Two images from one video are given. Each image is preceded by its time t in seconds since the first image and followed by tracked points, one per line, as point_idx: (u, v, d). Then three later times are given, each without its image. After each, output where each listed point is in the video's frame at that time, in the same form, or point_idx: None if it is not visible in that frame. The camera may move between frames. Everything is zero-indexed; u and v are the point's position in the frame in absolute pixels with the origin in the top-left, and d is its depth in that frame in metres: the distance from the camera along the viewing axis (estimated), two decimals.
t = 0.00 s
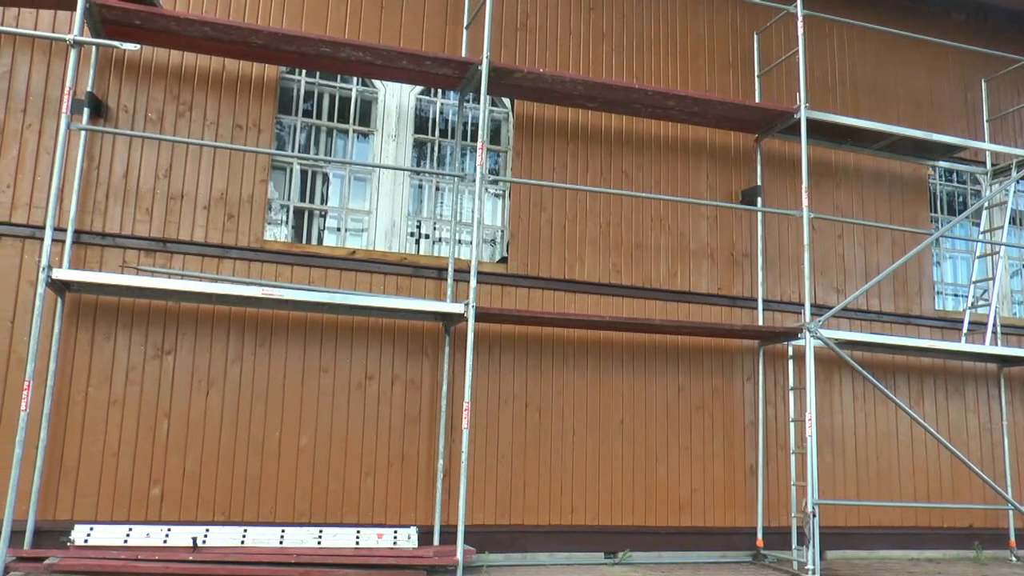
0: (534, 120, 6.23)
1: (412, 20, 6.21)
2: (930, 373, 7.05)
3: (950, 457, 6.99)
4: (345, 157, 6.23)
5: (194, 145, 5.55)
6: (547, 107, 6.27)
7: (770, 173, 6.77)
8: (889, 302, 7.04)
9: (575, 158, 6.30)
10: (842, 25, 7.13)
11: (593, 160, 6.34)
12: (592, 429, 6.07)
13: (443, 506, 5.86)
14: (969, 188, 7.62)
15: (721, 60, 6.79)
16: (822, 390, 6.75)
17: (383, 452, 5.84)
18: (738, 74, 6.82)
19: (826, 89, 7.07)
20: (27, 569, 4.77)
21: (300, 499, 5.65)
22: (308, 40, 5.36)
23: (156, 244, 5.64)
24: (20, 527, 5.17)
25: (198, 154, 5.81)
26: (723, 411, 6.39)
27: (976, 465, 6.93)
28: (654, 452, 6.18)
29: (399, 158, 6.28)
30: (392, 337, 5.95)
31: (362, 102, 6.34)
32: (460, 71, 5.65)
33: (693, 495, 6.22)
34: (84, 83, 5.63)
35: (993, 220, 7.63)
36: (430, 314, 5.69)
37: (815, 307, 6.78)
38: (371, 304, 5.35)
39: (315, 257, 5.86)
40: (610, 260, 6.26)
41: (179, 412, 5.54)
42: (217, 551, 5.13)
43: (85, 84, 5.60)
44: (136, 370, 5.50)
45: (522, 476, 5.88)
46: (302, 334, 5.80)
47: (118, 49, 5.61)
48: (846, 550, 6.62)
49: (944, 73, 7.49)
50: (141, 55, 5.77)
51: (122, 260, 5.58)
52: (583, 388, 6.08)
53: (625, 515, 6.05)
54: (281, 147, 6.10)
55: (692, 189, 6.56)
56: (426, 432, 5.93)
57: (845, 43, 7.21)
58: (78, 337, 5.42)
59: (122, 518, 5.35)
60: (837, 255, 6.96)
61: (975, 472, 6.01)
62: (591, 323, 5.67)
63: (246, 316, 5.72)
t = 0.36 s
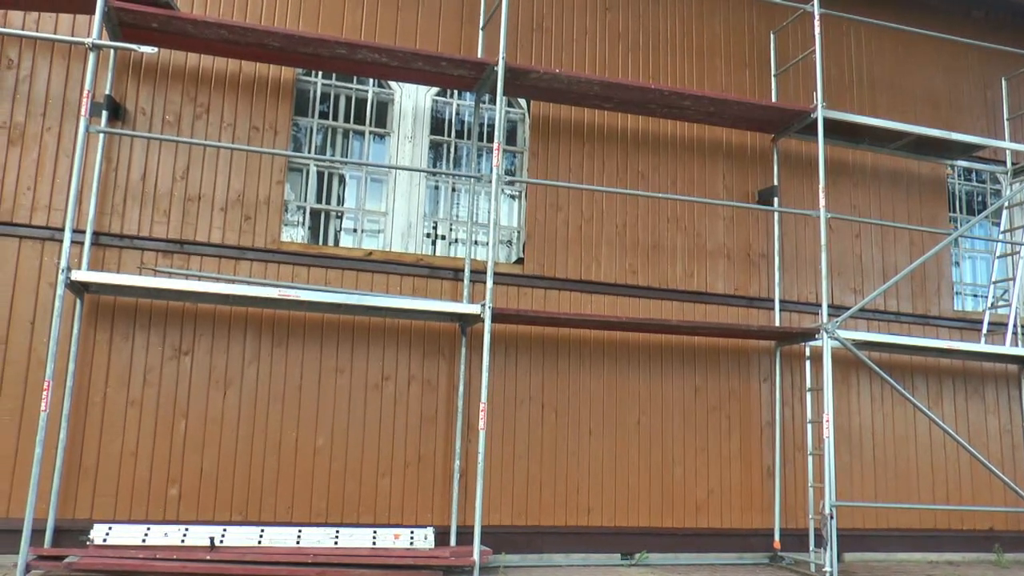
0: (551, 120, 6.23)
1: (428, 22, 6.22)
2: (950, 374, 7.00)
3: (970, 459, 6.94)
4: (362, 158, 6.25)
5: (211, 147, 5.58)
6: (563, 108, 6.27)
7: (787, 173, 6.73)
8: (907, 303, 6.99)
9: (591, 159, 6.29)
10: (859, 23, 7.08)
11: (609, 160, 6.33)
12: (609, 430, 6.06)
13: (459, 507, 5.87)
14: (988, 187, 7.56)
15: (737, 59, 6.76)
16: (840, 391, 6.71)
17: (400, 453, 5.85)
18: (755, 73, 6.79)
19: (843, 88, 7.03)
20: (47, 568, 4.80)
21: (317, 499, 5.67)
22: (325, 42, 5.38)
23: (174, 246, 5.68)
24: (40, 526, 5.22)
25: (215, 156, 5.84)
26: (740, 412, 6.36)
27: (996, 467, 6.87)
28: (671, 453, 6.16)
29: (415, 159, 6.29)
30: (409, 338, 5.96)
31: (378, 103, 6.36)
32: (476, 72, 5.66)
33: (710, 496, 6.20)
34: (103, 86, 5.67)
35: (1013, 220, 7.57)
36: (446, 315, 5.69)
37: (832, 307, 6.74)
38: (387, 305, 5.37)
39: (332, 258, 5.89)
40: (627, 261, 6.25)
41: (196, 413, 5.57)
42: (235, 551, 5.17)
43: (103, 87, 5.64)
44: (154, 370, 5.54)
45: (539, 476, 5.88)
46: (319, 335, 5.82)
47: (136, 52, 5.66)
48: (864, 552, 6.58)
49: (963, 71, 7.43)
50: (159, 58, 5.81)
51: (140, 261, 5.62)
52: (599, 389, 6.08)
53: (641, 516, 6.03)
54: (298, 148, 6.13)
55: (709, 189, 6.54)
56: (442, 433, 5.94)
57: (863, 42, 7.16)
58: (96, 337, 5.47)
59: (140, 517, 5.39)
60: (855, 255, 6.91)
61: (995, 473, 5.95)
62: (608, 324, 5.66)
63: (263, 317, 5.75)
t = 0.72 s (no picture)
0: (567, 121, 6.23)
1: (444, 23, 6.23)
2: (969, 375, 6.94)
3: (990, 461, 6.88)
4: (378, 160, 6.27)
5: (228, 149, 5.61)
6: (579, 108, 6.26)
7: (804, 172, 6.70)
8: (926, 303, 6.94)
9: (607, 159, 6.28)
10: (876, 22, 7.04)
11: (625, 161, 6.32)
12: (626, 431, 6.05)
13: (476, 507, 5.87)
14: (1008, 186, 7.49)
15: (754, 59, 6.73)
16: (858, 392, 6.67)
17: (416, 453, 5.86)
18: (772, 73, 6.76)
19: (861, 87, 6.99)
20: (68, 567, 4.83)
21: (334, 499, 5.70)
22: (341, 43, 5.39)
23: (191, 247, 5.72)
24: (60, 525, 5.27)
25: (233, 158, 5.88)
26: (757, 414, 6.34)
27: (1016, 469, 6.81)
28: (687, 454, 6.14)
29: (431, 160, 6.31)
30: (425, 339, 5.98)
31: (394, 104, 6.38)
32: (492, 73, 5.66)
33: (727, 497, 6.18)
34: (121, 89, 5.72)
35: None
36: (462, 316, 5.70)
37: (850, 307, 6.70)
38: (404, 306, 5.38)
39: (349, 259, 5.91)
40: (643, 262, 6.24)
41: (214, 413, 5.60)
42: (252, 551, 5.19)
43: (122, 90, 5.68)
44: (171, 371, 5.58)
45: (555, 477, 5.88)
46: (335, 336, 5.85)
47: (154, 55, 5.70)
48: (882, 554, 6.54)
49: (983, 69, 7.37)
50: (176, 60, 5.85)
51: (158, 262, 5.66)
52: (615, 389, 6.06)
53: (658, 517, 6.02)
54: (315, 150, 6.15)
55: (725, 189, 6.52)
56: (459, 433, 5.95)
57: (881, 41, 7.12)
58: (115, 339, 5.51)
59: (158, 517, 5.43)
60: (873, 255, 6.87)
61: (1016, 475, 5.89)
62: (624, 325, 5.65)
63: (280, 318, 5.78)
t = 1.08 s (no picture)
0: (584, 121, 6.22)
1: (460, 24, 6.25)
2: (990, 377, 6.88)
3: (1011, 463, 6.81)
4: (395, 161, 6.29)
5: (246, 151, 5.64)
6: (596, 108, 6.26)
7: (822, 172, 6.66)
8: (945, 304, 6.88)
9: (624, 160, 6.28)
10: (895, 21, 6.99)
11: (642, 161, 6.31)
12: (643, 432, 6.03)
13: (493, 508, 5.88)
14: None
15: (771, 58, 6.71)
16: (877, 393, 6.63)
17: (433, 454, 5.87)
18: (789, 72, 6.73)
19: (879, 86, 6.94)
20: (88, 566, 4.85)
21: (351, 499, 5.71)
22: (358, 45, 5.41)
23: (209, 249, 5.75)
24: (80, 524, 5.31)
25: (250, 160, 5.91)
26: (775, 415, 6.31)
27: None
28: (704, 455, 6.12)
29: (448, 162, 6.32)
30: (442, 340, 5.99)
31: (411, 106, 6.39)
32: (508, 75, 5.67)
33: (745, 499, 6.15)
34: (140, 92, 5.76)
35: None
36: (479, 317, 5.70)
37: (868, 308, 6.66)
38: (420, 307, 5.39)
39: (366, 260, 5.93)
40: (660, 262, 6.22)
41: (231, 414, 5.63)
42: (270, 551, 5.21)
43: (140, 92, 5.73)
44: (189, 372, 5.61)
45: (572, 478, 5.87)
46: (352, 337, 5.86)
47: (172, 58, 5.74)
48: (902, 557, 6.49)
49: (1003, 68, 7.31)
50: (194, 63, 5.89)
51: (175, 264, 5.70)
52: (632, 391, 6.05)
53: (675, 519, 6.00)
54: (331, 151, 6.18)
55: (742, 189, 6.50)
56: (475, 434, 5.96)
57: (899, 40, 7.07)
58: (133, 340, 5.55)
59: (176, 517, 5.46)
60: (891, 256, 6.82)
61: None
62: (641, 326, 5.63)
63: (297, 319, 5.80)
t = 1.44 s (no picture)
0: (600, 122, 6.22)
1: (476, 25, 6.26)
2: (1009, 378, 6.82)
3: None
4: (411, 162, 6.31)
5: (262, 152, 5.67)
6: (611, 109, 6.25)
7: (839, 173, 6.63)
8: (963, 305, 6.83)
9: (640, 160, 6.27)
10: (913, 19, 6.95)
11: (658, 162, 6.30)
12: (659, 433, 6.02)
13: (508, 509, 5.88)
14: None
15: (787, 58, 6.68)
16: (894, 395, 6.58)
17: (449, 455, 5.88)
18: (806, 72, 6.70)
19: (897, 86, 6.90)
20: (106, 565, 4.90)
21: (367, 500, 5.73)
22: (374, 47, 5.43)
23: (226, 250, 5.79)
24: (98, 524, 5.35)
25: (266, 161, 5.94)
26: (792, 417, 6.28)
27: None
28: (721, 457, 6.10)
29: (464, 163, 6.33)
30: (459, 341, 5.99)
31: (427, 107, 6.41)
32: (524, 76, 5.67)
33: (761, 500, 6.12)
34: (157, 94, 5.80)
35: None
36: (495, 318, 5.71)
37: (886, 309, 6.62)
38: (436, 308, 5.40)
39: (382, 262, 5.95)
40: (676, 263, 6.21)
41: (248, 415, 5.66)
42: (287, 551, 5.24)
43: (157, 95, 5.77)
44: (206, 373, 5.65)
45: (588, 480, 5.87)
46: (368, 337, 5.88)
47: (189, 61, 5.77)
48: (920, 560, 6.44)
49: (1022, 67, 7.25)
50: (210, 66, 5.92)
51: (192, 265, 5.74)
52: (648, 392, 6.04)
53: (691, 520, 5.99)
54: (348, 153, 6.20)
55: (759, 190, 6.47)
56: (491, 435, 5.96)
57: (917, 39, 7.03)
58: (150, 341, 5.59)
59: (193, 516, 5.49)
60: (909, 256, 6.78)
61: None
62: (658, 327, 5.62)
63: (314, 320, 5.83)
